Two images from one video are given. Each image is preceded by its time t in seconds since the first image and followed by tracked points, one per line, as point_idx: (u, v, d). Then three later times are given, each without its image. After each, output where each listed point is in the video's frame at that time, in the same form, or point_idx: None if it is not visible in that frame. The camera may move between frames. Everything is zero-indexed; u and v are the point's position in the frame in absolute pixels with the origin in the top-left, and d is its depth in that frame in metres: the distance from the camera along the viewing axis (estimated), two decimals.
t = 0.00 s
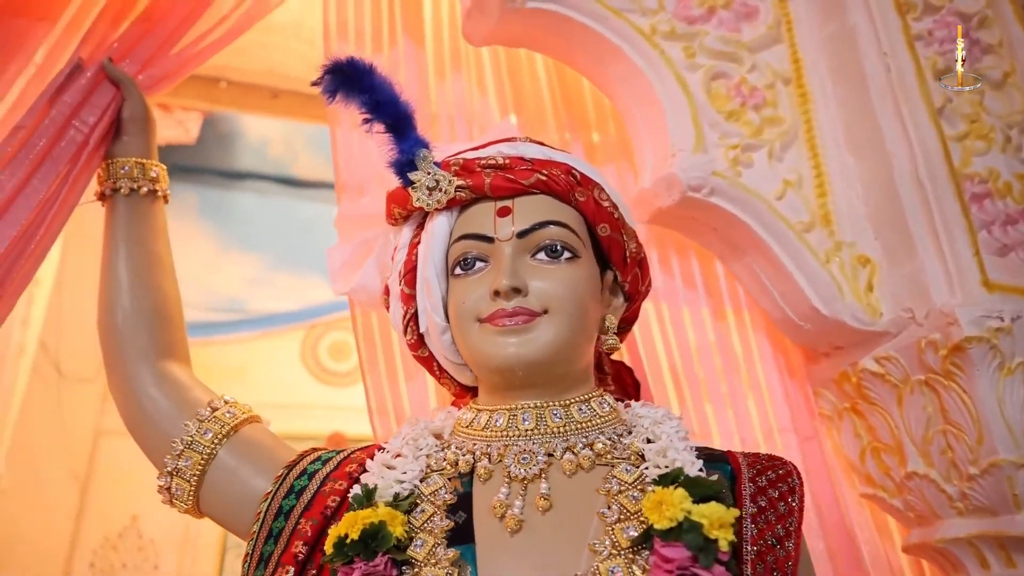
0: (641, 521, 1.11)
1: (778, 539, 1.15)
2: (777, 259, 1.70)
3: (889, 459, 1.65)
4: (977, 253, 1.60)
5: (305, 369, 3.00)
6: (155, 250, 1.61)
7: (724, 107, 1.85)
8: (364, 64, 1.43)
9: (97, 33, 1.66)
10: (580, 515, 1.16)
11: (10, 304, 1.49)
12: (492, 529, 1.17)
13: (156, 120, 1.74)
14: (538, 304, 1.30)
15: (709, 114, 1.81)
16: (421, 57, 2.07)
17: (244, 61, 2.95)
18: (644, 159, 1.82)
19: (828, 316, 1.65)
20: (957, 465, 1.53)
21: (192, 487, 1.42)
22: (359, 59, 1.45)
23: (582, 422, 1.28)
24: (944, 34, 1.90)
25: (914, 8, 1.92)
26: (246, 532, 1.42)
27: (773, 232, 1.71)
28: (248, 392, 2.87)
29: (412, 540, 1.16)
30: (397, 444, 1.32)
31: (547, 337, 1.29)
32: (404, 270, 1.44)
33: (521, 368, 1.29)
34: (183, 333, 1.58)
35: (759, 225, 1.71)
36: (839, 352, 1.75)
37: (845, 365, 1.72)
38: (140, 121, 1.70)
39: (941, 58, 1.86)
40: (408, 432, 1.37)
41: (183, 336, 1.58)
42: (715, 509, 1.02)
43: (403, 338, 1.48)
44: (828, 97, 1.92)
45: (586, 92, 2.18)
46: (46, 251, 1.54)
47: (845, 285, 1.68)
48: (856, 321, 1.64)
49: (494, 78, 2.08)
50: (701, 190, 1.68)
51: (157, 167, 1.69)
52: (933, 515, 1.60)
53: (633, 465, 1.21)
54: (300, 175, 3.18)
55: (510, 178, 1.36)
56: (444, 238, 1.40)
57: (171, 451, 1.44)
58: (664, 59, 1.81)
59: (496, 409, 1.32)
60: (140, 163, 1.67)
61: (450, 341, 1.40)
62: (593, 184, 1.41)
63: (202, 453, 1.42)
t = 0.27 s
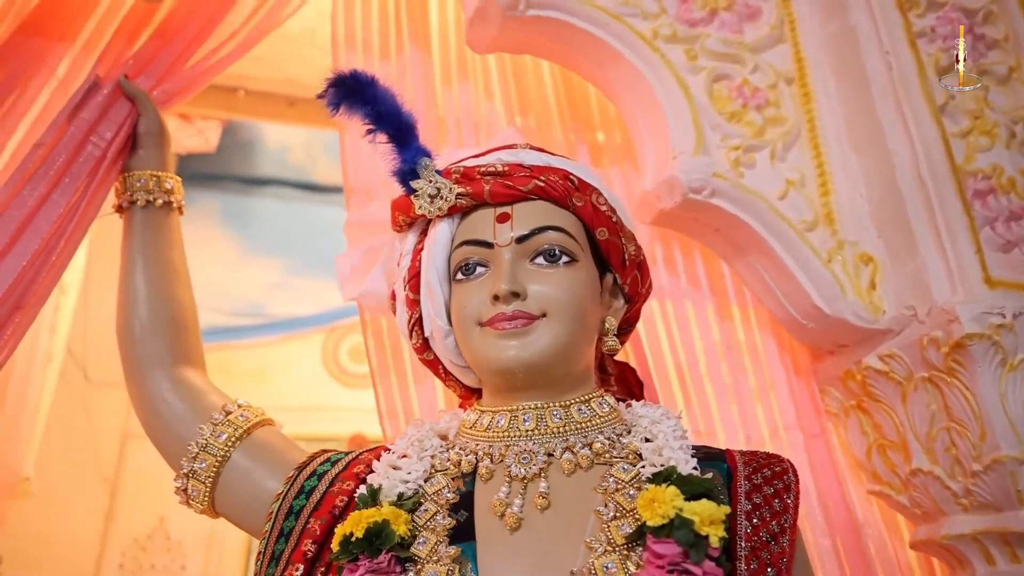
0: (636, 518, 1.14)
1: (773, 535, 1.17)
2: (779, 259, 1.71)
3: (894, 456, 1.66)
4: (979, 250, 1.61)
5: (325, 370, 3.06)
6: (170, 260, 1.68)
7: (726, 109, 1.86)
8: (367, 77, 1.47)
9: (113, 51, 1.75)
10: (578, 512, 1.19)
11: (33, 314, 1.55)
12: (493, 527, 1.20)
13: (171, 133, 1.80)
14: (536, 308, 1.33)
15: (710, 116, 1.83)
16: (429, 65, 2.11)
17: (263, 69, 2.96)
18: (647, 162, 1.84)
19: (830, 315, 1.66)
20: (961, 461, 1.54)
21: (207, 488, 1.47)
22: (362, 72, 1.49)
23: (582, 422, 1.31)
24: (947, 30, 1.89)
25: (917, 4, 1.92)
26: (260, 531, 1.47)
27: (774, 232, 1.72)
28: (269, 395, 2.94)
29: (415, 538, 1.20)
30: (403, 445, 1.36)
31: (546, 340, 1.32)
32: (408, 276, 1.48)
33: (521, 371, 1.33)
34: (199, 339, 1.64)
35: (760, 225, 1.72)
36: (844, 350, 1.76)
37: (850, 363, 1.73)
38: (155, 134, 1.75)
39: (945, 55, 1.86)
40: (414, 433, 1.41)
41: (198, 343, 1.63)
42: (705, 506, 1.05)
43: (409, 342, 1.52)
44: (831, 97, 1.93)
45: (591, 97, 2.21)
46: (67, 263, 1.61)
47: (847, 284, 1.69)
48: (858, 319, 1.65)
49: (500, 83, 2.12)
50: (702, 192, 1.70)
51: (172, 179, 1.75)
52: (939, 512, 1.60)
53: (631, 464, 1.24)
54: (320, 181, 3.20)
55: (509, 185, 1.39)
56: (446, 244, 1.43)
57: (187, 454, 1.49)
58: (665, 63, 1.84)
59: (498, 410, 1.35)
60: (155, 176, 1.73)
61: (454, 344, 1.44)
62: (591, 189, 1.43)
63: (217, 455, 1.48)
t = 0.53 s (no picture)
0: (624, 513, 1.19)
1: (759, 529, 1.20)
2: (775, 259, 1.74)
3: (894, 452, 1.68)
4: (973, 247, 1.62)
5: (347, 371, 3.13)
6: (186, 269, 1.75)
7: (723, 112, 1.89)
8: (368, 90, 1.53)
9: (129, 69, 1.85)
10: (571, 508, 1.24)
11: (56, 323, 1.64)
12: (489, 522, 1.25)
13: (185, 148, 1.87)
14: (531, 311, 1.38)
15: (707, 119, 1.86)
16: (435, 74, 2.17)
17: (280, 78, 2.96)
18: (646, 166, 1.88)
19: (827, 314, 1.69)
20: (957, 457, 1.56)
21: (221, 487, 1.54)
22: (363, 85, 1.55)
23: (577, 421, 1.35)
24: (945, 29, 1.91)
25: (915, 3, 1.93)
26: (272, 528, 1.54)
27: (770, 232, 1.75)
28: (294, 397, 3.03)
29: (415, 534, 1.26)
30: (406, 445, 1.41)
31: (541, 342, 1.37)
32: (410, 282, 1.53)
33: (517, 372, 1.37)
34: (213, 345, 1.72)
35: (757, 226, 1.75)
36: (843, 348, 1.78)
37: (849, 360, 1.76)
38: (170, 149, 1.83)
39: (942, 53, 1.88)
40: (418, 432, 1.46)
41: (213, 349, 1.71)
42: (689, 501, 1.09)
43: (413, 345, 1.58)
44: (830, 97, 1.95)
45: (594, 102, 2.25)
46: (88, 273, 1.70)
47: (843, 283, 1.71)
48: (854, 317, 1.68)
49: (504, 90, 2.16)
50: (698, 195, 1.74)
51: (187, 192, 1.83)
52: (937, 506, 1.62)
53: (623, 461, 1.29)
54: (340, 185, 3.21)
55: (505, 193, 1.44)
56: (445, 251, 1.49)
57: (202, 455, 1.57)
58: (662, 68, 1.87)
59: (496, 410, 1.40)
60: (170, 189, 1.80)
61: (454, 347, 1.49)
62: (585, 195, 1.48)
63: (230, 456, 1.55)
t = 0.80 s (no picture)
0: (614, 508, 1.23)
1: (746, 524, 1.24)
2: (769, 259, 1.77)
3: (890, 449, 1.71)
4: (963, 245, 1.64)
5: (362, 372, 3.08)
6: (196, 275, 1.81)
7: (719, 115, 1.92)
8: (368, 101, 1.58)
9: (141, 83, 1.91)
10: (563, 504, 1.28)
11: (73, 329, 1.71)
12: (485, 518, 1.30)
13: (195, 159, 1.94)
14: (525, 313, 1.42)
15: (703, 123, 1.90)
16: (438, 82, 2.21)
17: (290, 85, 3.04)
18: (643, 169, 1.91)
19: (821, 313, 1.71)
20: (950, 453, 1.58)
21: (231, 486, 1.60)
22: (363, 97, 1.60)
23: (571, 420, 1.39)
24: (939, 30, 1.93)
25: (909, 5, 1.96)
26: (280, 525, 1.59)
27: (764, 233, 1.78)
28: (308, 398, 2.98)
29: (414, 529, 1.31)
30: (406, 445, 1.46)
31: (535, 343, 1.41)
32: (411, 285, 1.58)
33: (512, 373, 1.42)
34: (223, 349, 1.78)
35: (751, 227, 1.78)
36: (839, 346, 1.81)
37: (845, 358, 1.78)
38: (180, 159, 1.90)
39: (936, 54, 1.90)
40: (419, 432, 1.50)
41: (223, 352, 1.77)
42: (673, 496, 1.13)
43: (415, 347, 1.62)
44: (825, 101, 1.95)
45: (595, 107, 2.28)
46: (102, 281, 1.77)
47: (837, 282, 1.73)
48: (848, 317, 1.70)
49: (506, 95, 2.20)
50: (693, 198, 1.78)
51: (198, 201, 1.89)
52: (932, 502, 1.64)
53: (615, 459, 1.33)
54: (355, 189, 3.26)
55: (499, 199, 1.48)
56: (443, 255, 1.53)
57: (212, 455, 1.63)
58: (658, 73, 1.91)
59: (492, 410, 1.44)
60: (180, 199, 1.86)
61: (453, 349, 1.54)
62: (578, 200, 1.51)
63: (239, 455, 1.61)
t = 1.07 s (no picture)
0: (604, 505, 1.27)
1: (734, 520, 1.27)
2: (764, 261, 1.80)
3: (885, 446, 1.73)
4: (955, 246, 1.66)
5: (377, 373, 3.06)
6: (206, 282, 1.87)
7: (715, 119, 1.96)
8: (369, 112, 1.63)
9: (152, 96, 1.98)
10: (556, 501, 1.32)
11: (88, 334, 1.78)
12: (481, 515, 1.34)
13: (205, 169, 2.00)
14: (520, 317, 1.46)
15: (698, 127, 1.93)
16: (440, 89, 2.26)
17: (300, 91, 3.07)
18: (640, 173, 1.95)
19: (815, 313, 1.74)
20: (942, 450, 1.60)
21: (239, 485, 1.66)
22: (364, 107, 1.65)
23: (566, 420, 1.43)
24: (934, 31, 1.95)
25: (903, 6, 1.98)
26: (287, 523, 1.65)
27: (758, 235, 1.81)
28: (323, 398, 2.96)
29: (413, 526, 1.35)
30: (407, 444, 1.51)
31: (529, 346, 1.45)
32: (411, 290, 1.63)
33: (508, 374, 1.46)
34: (232, 353, 1.84)
35: (746, 229, 1.81)
36: (835, 346, 1.83)
37: (840, 357, 1.81)
38: (190, 170, 1.96)
39: (930, 55, 1.91)
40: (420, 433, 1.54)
41: (232, 356, 1.83)
42: (659, 493, 1.17)
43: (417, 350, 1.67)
44: (822, 102, 1.98)
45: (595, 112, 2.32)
46: (116, 287, 1.84)
47: (831, 283, 1.76)
48: (842, 316, 1.73)
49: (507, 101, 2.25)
50: (688, 201, 1.81)
51: (207, 209, 1.95)
52: (927, 499, 1.66)
53: (607, 457, 1.37)
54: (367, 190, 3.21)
55: (495, 206, 1.52)
56: (442, 261, 1.58)
57: (222, 456, 1.69)
58: (653, 79, 1.95)
59: (489, 411, 1.48)
60: (190, 207, 1.92)
61: (452, 351, 1.58)
62: (572, 205, 1.55)
63: (247, 456, 1.67)
